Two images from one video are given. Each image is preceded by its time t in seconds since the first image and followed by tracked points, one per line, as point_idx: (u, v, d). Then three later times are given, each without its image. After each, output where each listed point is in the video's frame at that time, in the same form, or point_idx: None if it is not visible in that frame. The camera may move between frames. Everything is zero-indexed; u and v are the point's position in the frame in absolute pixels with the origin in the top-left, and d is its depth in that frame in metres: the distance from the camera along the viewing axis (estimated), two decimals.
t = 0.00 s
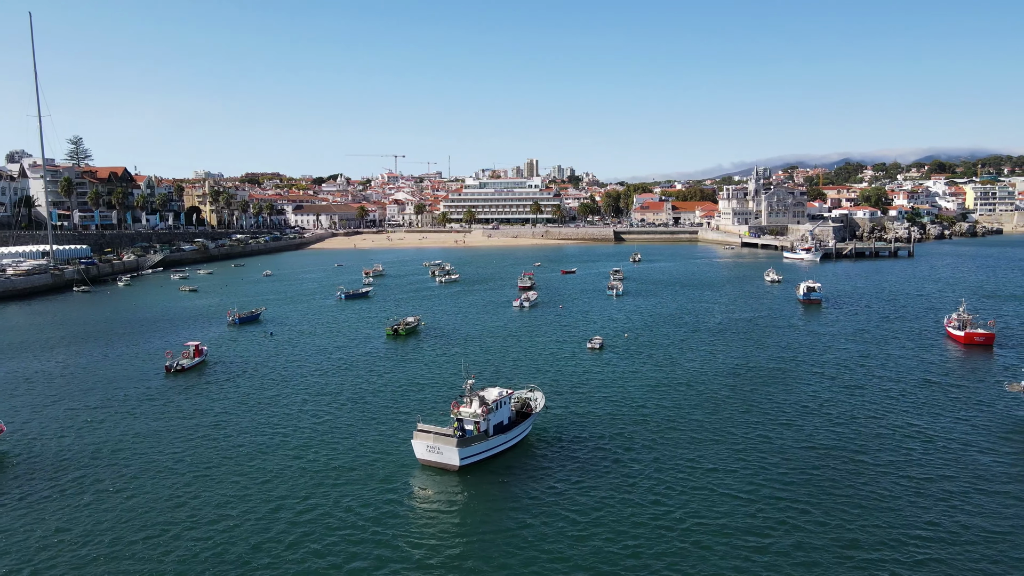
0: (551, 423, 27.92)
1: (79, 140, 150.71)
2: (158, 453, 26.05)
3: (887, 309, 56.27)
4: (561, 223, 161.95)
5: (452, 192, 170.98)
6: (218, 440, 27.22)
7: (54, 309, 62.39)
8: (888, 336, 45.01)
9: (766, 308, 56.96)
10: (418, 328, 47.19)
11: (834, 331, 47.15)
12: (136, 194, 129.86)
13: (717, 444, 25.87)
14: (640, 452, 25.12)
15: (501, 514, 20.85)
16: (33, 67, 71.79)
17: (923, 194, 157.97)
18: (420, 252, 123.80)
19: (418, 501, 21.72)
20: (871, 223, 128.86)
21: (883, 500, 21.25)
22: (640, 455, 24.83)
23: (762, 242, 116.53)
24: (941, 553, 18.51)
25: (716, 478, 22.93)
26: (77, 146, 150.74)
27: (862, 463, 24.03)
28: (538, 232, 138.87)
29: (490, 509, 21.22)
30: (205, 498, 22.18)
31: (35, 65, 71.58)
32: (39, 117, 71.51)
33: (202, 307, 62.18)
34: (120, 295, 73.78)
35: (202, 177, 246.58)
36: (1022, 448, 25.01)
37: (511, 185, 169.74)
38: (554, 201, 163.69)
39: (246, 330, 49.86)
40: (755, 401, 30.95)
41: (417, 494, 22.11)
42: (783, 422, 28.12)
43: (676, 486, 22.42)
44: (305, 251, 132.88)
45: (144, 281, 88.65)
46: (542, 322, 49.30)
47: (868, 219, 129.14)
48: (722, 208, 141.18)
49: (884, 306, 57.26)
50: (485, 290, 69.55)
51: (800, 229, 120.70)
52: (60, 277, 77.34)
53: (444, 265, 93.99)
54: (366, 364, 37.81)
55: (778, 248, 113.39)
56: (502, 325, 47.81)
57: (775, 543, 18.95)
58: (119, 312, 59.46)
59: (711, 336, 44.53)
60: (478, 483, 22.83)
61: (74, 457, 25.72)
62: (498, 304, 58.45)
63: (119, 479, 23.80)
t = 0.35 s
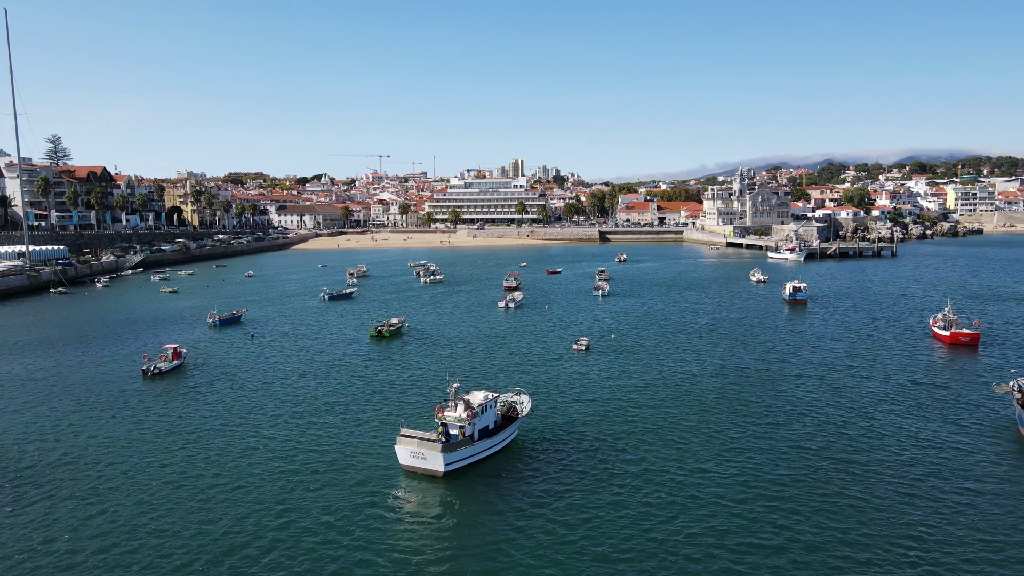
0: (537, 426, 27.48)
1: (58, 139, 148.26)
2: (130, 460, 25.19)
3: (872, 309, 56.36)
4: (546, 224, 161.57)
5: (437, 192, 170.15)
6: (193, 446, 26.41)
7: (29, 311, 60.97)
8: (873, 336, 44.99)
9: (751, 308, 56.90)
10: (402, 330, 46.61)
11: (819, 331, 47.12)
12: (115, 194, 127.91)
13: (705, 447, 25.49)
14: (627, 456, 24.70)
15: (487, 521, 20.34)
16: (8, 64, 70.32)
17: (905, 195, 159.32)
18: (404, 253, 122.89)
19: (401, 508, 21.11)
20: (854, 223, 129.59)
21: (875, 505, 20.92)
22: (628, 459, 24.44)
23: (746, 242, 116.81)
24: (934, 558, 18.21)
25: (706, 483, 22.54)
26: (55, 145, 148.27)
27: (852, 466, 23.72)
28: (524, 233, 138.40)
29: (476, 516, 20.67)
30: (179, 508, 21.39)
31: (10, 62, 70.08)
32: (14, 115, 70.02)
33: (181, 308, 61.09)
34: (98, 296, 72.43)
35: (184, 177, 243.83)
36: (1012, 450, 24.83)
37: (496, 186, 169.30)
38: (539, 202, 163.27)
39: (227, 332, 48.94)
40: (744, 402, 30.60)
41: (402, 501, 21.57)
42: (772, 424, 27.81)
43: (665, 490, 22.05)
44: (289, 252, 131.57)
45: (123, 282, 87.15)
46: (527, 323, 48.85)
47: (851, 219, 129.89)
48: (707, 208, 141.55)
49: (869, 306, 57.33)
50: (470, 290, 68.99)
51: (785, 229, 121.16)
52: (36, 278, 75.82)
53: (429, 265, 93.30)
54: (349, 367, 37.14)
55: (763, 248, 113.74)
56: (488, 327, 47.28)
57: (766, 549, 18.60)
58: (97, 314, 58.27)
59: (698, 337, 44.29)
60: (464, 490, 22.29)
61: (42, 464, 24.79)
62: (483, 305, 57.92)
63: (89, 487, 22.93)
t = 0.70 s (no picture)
0: (524, 430, 27.03)
1: (38, 138, 145.85)
2: (105, 468, 24.43)
3: (858, 309, 56.43)
4: (532, 224, 161.15)
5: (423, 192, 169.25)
6: (171, 453, 25.70)
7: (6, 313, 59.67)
8: (861, 337, 44.93)
9: (738, 309, 56.79)
10: (387, 331, 45.98)
11: (807, 332, 47.03)
12: (96, 194, 126.00)
13: (696, 451, 25.10)
14: (617, 461, 24.25)
15: (475, 530, 19.86)
16: None
17: (888, 195, 160.62)
18: (390, 253, 121.93)
19: (385, 518, 20.54)
20: (839, 223, 130.20)
21: (869, 509, 20.59)
22: (617, 463, 24.02)
23: (733, 242, 116.98)
24: (929, 564, 17.94)
25: (697, 487, 22.13)
26: (35, 144, 145.93)
27: (844, 469, 23.41)
28: (510, 233, 137.87)
29: (462, 525, 20.13)
30: (154, 519, 20.70)
31: None
32: None
33: (161, 310, 60.02)
34: (78, 297, 71.11)
35: (167, 177, 240.99)
36: (1004, 452, 24.65)
37: (482, 186, 168.67)
38: (526, 202, 162.85)
39: (209, 333, 48.10)
40: (734, 404, 30.31)
41: (387, 509, 21.04)
42: (762, 426, 27.51)
43: (655, 496, 21.66)
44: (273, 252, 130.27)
45: (103, 283, 85.66)
46: (514, 324, 48.42)
47: (836, 219, 130.46)
48: (694, 208, 141.74)
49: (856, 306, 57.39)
50: (456, 291, 68.41)
51: (771, 229, 121.49)
52: (13, 279, 74.31)
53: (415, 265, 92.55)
54: (333, 370, 36.47)
55: (749, 248, 113.98)
56: (474, 328, 46.74)
57: (759, 556, 18.25)
58: (75, 316, 57.10)
59: (686, 338, 44.03)
60: (450, 497, 21.80)
61: (14, 473, 23.97)
62: (470, 306, 57.41)
63: (61, 497, 22.17)
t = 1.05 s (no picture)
0: (510, 434, 26.55)
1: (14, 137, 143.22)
2: (73, 477, 23.56)
3: (844, 309, 56.49)
4: (517, 224, 160.74)
5: (407, 192, 168.27)
6: (141, 461, 24.85)
7: None
8: (846, 337, 44.89)
9: (724, 309, 56.69)
10: (370, 333, 45.32)
11: (792, 332, 47.00)
12: (74, 194, 123.95)
13: (684, 455, 24.70)
14: (604, 466, 23.80)
15: (459, 539, 19.33)
16: None
17: (870, 195, 161.84)
18: (374, 253, 121.15)
19: (366, 529, 19.88)
20: (822, 223, 130.96)
21: (861, 516, 20.23)
22: (604, 468, 23.61)
23: (717, 242, 117.29)
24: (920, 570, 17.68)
25: (685, 493, 21.70)
26: (11, 143, 143.33)
27: (834, 473, 23.10)
28: (495, 233, 137.35)
29: (446, 536, 19.54)
30: (122, 531, 19.92)
31: None
32: None
33: (140, 312, 58.91)
34: (54, 299, 69.72)
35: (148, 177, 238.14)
36: (991, 453, 24.52)
37: (467, 186, 168.03)
38: (510, 202, 162.43)
39: (188, 336, 47.17)
40: (720, 406, 30.05)
41: (368, 518, 20.46)
42: (750, 429, 27.22)
43: (643, 502, 21.25)
44: (255, 253, 128.81)
45: (80, 284, 84.11)
46: (499, 325, 47.94)
47: (819, 219, 131.18)
48: (678, 208, 141.99)
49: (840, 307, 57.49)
50: (440, 292, 67.82)
51: (755, 229, 121.93)
52: None
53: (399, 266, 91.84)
54: (315, 373, 35.78)
55: (733, 248, 114.34)
56: (459, 329, 46.18)
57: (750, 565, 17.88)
58: (50, 318, 55.93)
59: (672, 339, 43.76)
60: (434, 504, 21.25)
61: None
62: (454, 307, 56.88)
63: (26, 508, 21.31)
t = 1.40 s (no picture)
0: (494, 438, 26.03)
1: None
2: (41, 488, 22.69)
3: (828, 309, 56.54)
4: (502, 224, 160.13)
5: (391, 193, 167.21)
6: (112, 470, 24.00)
7: None
8: (832, 337, 44.79)
9: (710, 310, 56.49)
10: (353, 335, 44.62)
11: (779, 333, 46.84)
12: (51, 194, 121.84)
13: (673, 459, 24.27)
14: (591, 471, 23.30)
15: (443, 548, 18.74)
16: None
17: (853, 196, 163.00)
18: (358, 254, 120.08)
19: (347, 539, 19.22)
20: (805, 223, 131.58)
21: (853, 520, 19.86)
22: (591, 473, 23.11)
23: (702, 242, 117.41)
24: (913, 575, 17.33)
25: (674, 498, 21.29)
26: None
27: (825, 477, 22.73)
28: (480, 233, 136.66)
29: (429, 546, 18.93)
30: (93, 544, 19.17)
31: None
32: None
33: (117, 314, 57.65)
34: (29, 301, 68.22)
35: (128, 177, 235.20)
36: (980, 454, 24.33)
37: (451, 186, 167.23)
38: (495, 202, 161.89)
39: (166, 338, 46.18)
40: (707, 408, 29.70)
41: (350, 527, 19.83)
42: (738, 432, 26.84)
43: (633, 507, 20.75)
44: (237, 254, 127.25)
45: (57, 285, 82.50)
46: (484, 326, 47.41)
47: (802, 219, 131.79)
48: (662, 208, 142.19)
49: (826, 307, 57.50)
50: (425, 293, 67.11)
51: (739, 229, 122.27)
52: None
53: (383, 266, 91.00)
54: (295, 376, 35.01)
55: (718, 248, 114.57)
56: (443, 331, 45.55)
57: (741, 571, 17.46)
58: (24, 321, 54.61)
59: (658, 340, 43.45)
60: (418, 512, 20.66)
61: None
62: (438, 308, 56.28)
63: None
